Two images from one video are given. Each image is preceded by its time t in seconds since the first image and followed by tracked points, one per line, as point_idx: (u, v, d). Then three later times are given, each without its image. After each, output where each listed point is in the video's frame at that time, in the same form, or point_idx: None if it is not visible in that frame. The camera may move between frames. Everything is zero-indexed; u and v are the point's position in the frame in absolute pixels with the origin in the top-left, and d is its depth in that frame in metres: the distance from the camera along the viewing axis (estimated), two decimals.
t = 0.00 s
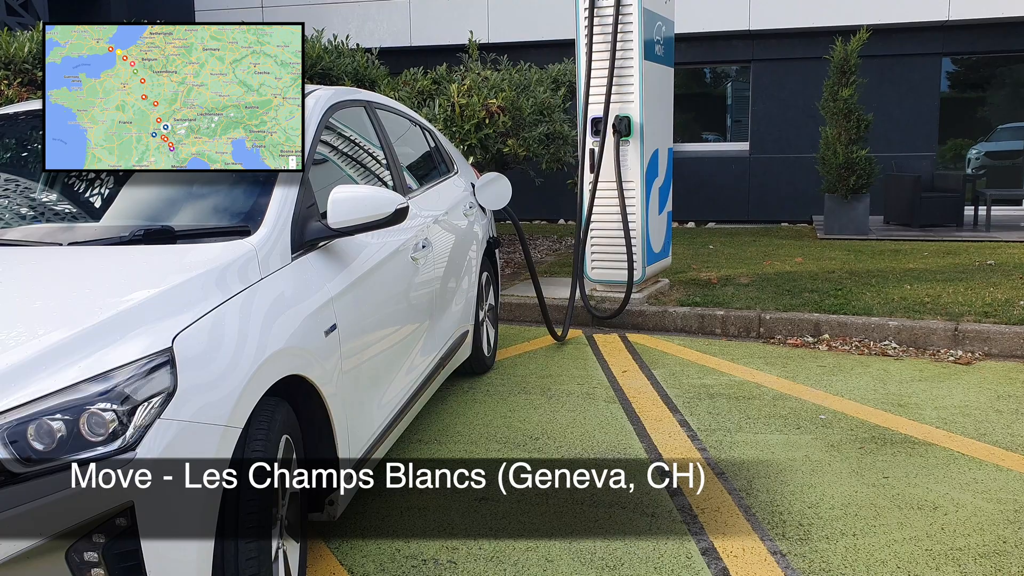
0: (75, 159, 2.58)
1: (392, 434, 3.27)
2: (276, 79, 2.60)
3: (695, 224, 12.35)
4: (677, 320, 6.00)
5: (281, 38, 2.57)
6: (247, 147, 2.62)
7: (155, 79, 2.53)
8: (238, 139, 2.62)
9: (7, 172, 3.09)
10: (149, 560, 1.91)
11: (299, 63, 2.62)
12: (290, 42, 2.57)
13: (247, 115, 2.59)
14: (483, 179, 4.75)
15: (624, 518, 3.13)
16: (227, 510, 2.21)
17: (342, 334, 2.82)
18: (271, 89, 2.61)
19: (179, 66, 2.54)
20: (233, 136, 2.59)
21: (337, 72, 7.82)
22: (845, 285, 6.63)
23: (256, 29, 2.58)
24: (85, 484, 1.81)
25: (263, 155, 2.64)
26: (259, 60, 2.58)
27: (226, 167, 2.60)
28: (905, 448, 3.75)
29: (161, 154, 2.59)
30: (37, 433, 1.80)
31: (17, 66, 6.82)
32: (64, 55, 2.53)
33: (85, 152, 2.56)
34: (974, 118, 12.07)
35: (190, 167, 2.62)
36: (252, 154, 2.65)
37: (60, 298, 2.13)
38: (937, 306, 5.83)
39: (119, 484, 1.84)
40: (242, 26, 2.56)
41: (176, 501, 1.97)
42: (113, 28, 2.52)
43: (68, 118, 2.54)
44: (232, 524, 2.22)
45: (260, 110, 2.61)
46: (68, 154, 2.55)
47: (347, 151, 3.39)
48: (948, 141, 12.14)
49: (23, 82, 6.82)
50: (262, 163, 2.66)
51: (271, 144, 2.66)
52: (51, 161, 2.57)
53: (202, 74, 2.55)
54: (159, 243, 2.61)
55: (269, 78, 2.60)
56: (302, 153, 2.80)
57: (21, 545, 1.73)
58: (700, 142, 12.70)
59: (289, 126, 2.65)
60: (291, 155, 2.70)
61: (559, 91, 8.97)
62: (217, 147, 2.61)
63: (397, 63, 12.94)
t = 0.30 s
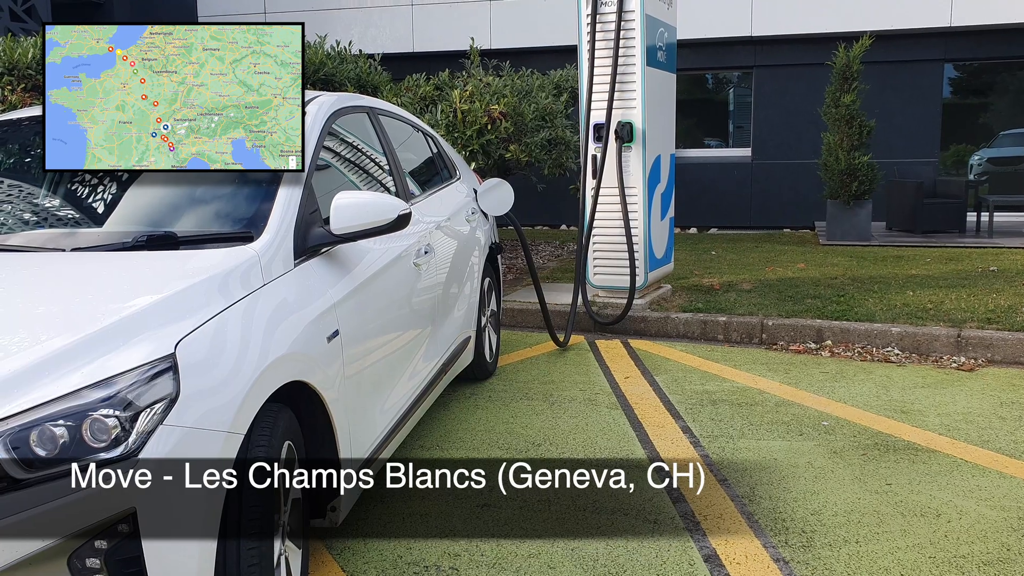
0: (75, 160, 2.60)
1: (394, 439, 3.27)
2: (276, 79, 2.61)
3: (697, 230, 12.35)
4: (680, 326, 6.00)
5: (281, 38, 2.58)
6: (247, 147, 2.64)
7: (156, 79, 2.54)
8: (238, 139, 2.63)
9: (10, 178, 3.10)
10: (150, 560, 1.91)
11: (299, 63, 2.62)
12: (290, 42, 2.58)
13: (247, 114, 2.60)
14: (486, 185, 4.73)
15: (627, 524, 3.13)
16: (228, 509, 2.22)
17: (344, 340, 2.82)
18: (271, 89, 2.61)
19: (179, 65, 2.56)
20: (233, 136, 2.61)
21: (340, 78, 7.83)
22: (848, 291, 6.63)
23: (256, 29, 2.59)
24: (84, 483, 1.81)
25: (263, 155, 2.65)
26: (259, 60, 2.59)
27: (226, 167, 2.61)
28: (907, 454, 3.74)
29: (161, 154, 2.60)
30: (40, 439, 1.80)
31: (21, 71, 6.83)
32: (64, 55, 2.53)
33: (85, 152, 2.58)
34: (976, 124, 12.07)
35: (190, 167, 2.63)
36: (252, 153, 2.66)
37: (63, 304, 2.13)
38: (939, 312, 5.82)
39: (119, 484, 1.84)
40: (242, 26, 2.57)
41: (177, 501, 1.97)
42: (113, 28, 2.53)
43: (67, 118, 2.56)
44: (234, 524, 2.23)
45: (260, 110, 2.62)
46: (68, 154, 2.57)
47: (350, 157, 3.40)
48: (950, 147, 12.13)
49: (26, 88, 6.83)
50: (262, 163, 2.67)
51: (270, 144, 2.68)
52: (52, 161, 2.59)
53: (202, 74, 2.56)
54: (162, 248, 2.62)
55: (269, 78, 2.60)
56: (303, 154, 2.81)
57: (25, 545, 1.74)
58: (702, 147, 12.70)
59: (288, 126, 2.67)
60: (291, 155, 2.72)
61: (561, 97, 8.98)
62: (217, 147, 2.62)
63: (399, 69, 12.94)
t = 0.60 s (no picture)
0: (75, 160, 2.61)
1: (396, 443, 3.26)
2: (276, 79, 2.61)
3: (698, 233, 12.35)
4: (681, 329, 6.00)
5: (281, 38, 2.58)
6: (247, 147, 2.64)
7: (155, 79, 2.54)
8: (238, 139, 2.64)
9: (12, 182, 3.10)
10: (150, 561, 1.91)
11: (299, 62, 2.62)
12: (290, 42, 2.58)
13: (247, 114, 2.60)
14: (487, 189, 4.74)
15: (627, 528, 3.13)
16: (229, 511, 2.22)
17: (345, 344, 2.82)
18: (271, 89, 2.61)
19: (179, 65, 2.56)
20: (233, 136, 2.61)
21: (341, 81, 7.83)
22: (849, 295, 6.62)
23: (256, 29, 2.59)
24: (84, 484, 1.81)
25: (263, 155, 2.66)
26: (259, 60, 2.59)
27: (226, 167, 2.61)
28: (909, 459, 3.74)
29: (161, 154, 2.61)
30: (42, 443, 1.79)
31: (22, 74, 6.85)
32: (64, 55, 2.53)
33: (85, 152, 2.59)
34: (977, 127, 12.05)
35: (190, 167, 2.64)
36: (252, 153, 2.67)
37: (64, 308, 2.13)
38: (941, 316, 5.82)
39: (118, 484, 1.84)
40: (242, 26, 2.57)
41: (176, 502, 1.97)
42: (113, 28, 2.53)
43: (67, 118, 2.56)
44: (235, 524, 2.23)
45: (260, 110, 2.62)
46: (68, 154, 2.58)
47: (351, 161, 3.40)
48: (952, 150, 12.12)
49: (28, 91, 6.85)
50: (263, 163, 2.67)
51: (271, 144, 2.68)
52: (52, 161, 2.59)
53: (202, 74, 2.56)
54: (163, 252, 2.62)
55: (269, 78, 2.60)
56: (303, 153, 2.82)
57: (24, 546, 1.74)
58: (703, 150, 12.70)
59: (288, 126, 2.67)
60: (290, 155, 2.73)
61: (562, 100, 8.99)
62: (217, 147, 2.63)
63: (400, 72, 12.95)
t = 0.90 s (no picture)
0: (75, 160, 2.61)
1: (399, 443, 3.27)
2: (276, 79, 2.61)
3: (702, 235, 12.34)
4: (684, 331, 5.99)
5: (281, 38, 2.58)
6: (247, 147, 2.65)
7: (156, 79, 2.55)
8: (238, 139, 2.64)
9: (16, 184, 3.11)
10: (153, 561, 1.91)
11: (299, 62, 2.63)
12: (290, 42, 2.59)
13: (247, 115, 2.61)
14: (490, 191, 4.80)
15: (630, 529, 3.13)
16: (232, 511, 2.22)
17: (349, 345, 2.82)
18: (271, 89, 2.62)
19: (180, 65, 2.56)
20: (233, 136, 2.62)
21: (345, 83, 7.85)
22: (853, 296, 6.62)
23: (257, 29, 2.59)
24: (85, 484, 1.81)
25: (263, 155, 2.67)
26: (259, 61, 2.60)
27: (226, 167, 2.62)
28: (913, 461, 3.73)
29: (161, 154, 2.61)
30: (46, 444, 1.80)
31: (26, 76, 6.87)
32: (64, 55, 2.54)
33: (85, 152, 2.59)
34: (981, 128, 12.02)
35: (190, 167, 2.64)
36: (252, 154, 2.67)
37: (67, 309, 2.14)
38: (945, 318, 5.81)
39: (119, 484, 1.84)
40: (242, 27, 2.58)
41: (178, 502, 1.97)
42: (113, 28, 2.53)
43: (67, 119, 2.57)
44: (240, 524, 2.23)
45: (260, 110, 2.62)
46: (69, 154, 2.58)
47: (355, 162, 3.41)
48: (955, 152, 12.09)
49: (33, 93, 6.87)
50: (263, 163, 2.68)
51: (271, 144, 2.70)
52: (53, 161, 2.60)
53: (202, 74, 2.57)
54: (167, 254, 2.62)
55: (269, 78, 2.61)
56: (303, 154, 2.84)
57: (25, 545, 1.74)
58: (706, 152, 12.69)
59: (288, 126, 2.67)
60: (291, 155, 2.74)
61: (565, 102, 8.99)
62: (217, 147, 2.63)
63: (403, 74, 12.96)
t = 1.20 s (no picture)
0: (75, 160, 2.63)
1: (401, 446, 3.27)
2: (276, 79, 2.62)
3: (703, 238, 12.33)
4: (686, 335, 5.99)
5: (281, 38, 2.60)
6: (247, 147, 2.66)
7: (156, 80, 2.57)
8: (239, 139, 2.66)
9: (19, 187, 3.11)
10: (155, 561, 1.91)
11: (299, 62, 2.63)
12: (290, 42, 2.60)
13: (247, 115, 2.62)
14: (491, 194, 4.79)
15: (630, 534, 3.12)
16: (234, 512, 2.22)
17: (350, 349, 2.82)
18: (271, 89, 2.63)
19: (180, 65, 2.59)
20: (233, 136, 2.64)
21: (346, 87, 7.86)
22: (854, 300, 6.62)
23: (257, 29, 2.61)
24: (86, 486, 1.81)
25: (263, 155, 2.68)
26: (259, 60, 2.61)
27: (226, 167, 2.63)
28: (915, 465, 3.73)
29: (161, 154, 2.63)
30: (48, 448, 1.80)
31: (29, 79, 6.88)
32: (64, 55, 2.57)
33: (85, 152, 2.61)
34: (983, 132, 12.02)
35: (190, 166, 2.66)
36: (252, 154, 2.69)
37: (69, 314, 2.14)
38: (946, 322, 5.81)
39: (119, 485, 1.85)
40: (242, 27, 2.60)
41: (179, 504, 1.97)
42: (113, 28, 2.57)
43: (67, 119, 2.59)
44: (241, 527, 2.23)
45: (260, 110, 2.63)
46: (69, 154, 2.60)
47: (356, 166, 3.41)
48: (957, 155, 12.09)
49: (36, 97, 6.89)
50: (263, 163, 2.70)
51: (270, 144, 2.71)
52: (53, 161, 2.62)
53: (202, 74, 2.59)
54: (169, 258, 2.62)
55: (269, 78, 2.62)
56: (303, 153, 2.86)
57: (27, 547, 1.73)
58: (708, 155, 12.69)
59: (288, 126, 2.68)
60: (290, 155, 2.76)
61: (567, 106, 9.00)
62: (217, 147, 2.65)
63: (405, 78, 12.97)
